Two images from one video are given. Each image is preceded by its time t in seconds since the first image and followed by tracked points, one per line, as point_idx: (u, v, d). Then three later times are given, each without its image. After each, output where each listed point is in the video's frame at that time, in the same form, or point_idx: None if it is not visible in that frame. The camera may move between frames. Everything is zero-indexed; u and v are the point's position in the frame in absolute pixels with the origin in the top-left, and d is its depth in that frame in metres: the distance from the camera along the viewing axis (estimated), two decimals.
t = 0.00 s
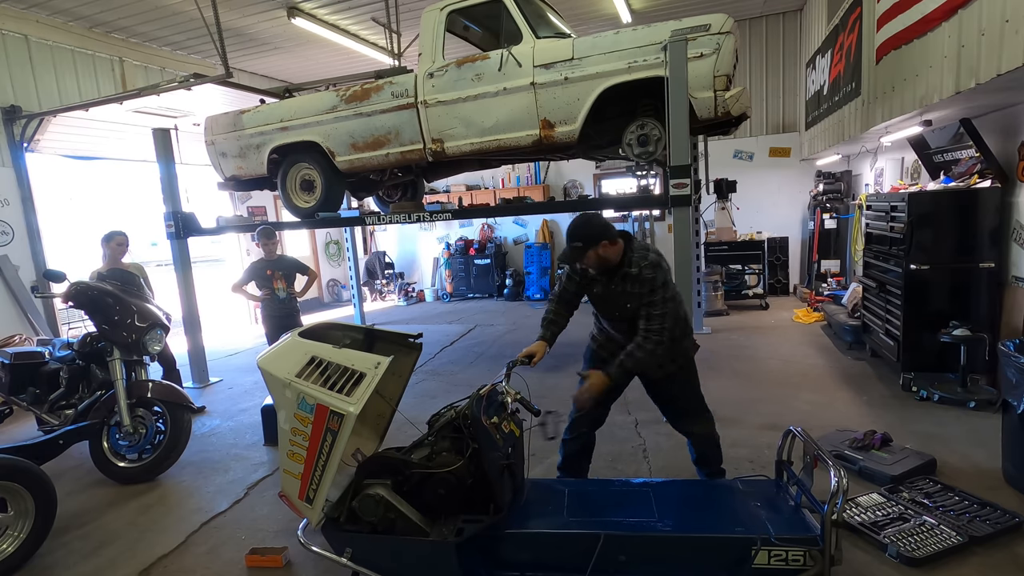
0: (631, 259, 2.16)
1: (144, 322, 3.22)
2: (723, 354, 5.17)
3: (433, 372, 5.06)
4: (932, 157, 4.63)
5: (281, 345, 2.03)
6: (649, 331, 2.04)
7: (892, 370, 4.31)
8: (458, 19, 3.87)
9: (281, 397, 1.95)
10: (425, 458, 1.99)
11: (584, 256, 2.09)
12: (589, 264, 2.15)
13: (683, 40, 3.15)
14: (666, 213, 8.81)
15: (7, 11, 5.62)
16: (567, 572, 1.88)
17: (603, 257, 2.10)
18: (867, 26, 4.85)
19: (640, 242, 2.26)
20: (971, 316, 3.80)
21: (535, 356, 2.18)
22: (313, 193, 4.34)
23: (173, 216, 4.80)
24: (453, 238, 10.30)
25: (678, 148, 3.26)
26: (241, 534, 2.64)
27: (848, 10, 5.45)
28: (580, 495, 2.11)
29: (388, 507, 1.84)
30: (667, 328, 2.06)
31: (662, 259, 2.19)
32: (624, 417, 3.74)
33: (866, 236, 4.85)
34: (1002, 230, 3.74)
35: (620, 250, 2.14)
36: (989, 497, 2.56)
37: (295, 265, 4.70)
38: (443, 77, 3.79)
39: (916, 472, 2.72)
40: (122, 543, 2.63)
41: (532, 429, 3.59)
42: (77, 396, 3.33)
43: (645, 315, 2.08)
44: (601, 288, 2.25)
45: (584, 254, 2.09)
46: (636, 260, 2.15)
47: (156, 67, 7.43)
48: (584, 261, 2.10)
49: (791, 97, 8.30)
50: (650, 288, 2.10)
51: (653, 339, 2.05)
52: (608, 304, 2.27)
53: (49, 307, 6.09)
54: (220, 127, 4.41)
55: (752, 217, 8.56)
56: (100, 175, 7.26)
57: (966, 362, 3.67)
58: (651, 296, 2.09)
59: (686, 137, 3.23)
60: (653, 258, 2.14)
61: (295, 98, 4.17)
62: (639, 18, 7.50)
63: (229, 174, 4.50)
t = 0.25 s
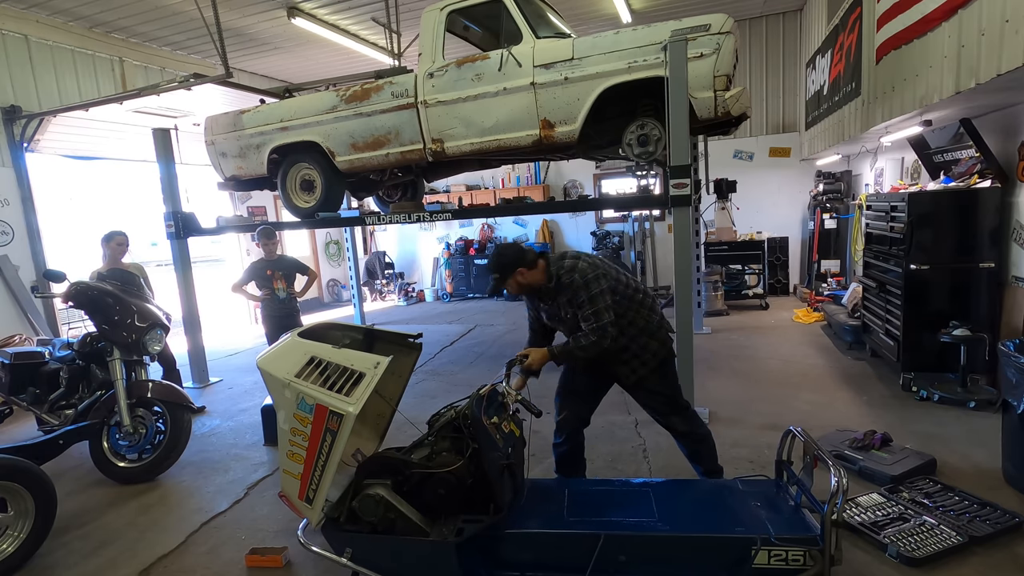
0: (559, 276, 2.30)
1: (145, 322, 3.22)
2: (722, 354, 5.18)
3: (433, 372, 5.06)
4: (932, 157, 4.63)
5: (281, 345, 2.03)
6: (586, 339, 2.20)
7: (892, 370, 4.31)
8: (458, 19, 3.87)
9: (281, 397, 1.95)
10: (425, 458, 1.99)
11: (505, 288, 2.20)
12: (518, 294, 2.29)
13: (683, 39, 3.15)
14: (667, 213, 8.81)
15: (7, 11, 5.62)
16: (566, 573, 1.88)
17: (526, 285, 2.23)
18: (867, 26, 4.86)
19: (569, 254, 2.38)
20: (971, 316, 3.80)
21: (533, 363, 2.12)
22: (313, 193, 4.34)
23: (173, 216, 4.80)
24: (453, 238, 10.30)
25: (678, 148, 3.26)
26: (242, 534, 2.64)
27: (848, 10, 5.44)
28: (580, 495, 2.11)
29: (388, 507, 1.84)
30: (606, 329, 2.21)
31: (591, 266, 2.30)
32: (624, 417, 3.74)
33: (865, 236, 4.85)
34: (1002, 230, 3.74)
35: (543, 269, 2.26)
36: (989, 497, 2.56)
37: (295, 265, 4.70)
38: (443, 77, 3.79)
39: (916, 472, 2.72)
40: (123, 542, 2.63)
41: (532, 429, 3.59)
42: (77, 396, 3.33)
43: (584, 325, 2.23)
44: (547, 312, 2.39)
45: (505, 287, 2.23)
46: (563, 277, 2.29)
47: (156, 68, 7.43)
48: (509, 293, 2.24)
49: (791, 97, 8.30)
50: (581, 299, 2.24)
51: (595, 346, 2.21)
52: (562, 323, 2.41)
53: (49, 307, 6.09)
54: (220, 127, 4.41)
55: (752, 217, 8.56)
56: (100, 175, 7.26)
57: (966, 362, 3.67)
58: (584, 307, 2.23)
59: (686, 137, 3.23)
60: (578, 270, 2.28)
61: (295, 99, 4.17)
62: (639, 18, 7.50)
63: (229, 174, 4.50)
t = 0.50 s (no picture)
0: (524, 306, 2.32)
1: (144, 322, 3.22)
2: (722, 354, 5.18)
3: (433, 372, 5.06)
4: (932, 157, 4.63)
5: (281, 345, 2.03)
6: (578, 335, 2.17)
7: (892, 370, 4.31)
8: (458, 19, 3.87)
9: (281, 397, 1.95)
10: (425, 458, 1.99)
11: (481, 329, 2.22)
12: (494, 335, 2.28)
13: (684, 39, 3.16)
14: (667, 212, 8.81)
15: (7, 11, 5.62)
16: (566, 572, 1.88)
17: (498, 322, 2.23)
18: (868, 26, 4.85)
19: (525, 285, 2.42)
20: (971, 316, 3.80)
21: (534, 362, 2.12)
22: (313, 193, 4.34)
23: (173, 216, 4.80)
24: (453, 238, 10.30)
25: (678, 148, 3.26)
26: (242, 534, 2.64)
27: (848, 10, 5.44)
28: (580, 495, 2.11)
29: (388, 507, 1.84)
30: (597, 318, 2.18)
31: (552, 281, 2.33)
32: (624, 417, 3.74)
33: (865, 236, 4.85)
34: (1002, 230, 3.74)
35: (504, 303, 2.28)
36: (989, 497, 2.56)
37: (295, 265, 4.70)
38: (443, 77, 3.79)
39: (916, 472, 2.72)
40: (123, 542, 2.63)
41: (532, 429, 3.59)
42: (77, 396, 3.33)
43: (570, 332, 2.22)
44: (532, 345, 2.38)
45: (477, 329, 2.23)
46: (529, 305, 2.31)
47: (156, 68, 7.43)
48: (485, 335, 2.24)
49: (791, 97, 8.30)
50: (557, 312, 2.26)
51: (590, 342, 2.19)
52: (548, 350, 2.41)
53: (49, 307, 6.09)
54: (220, 127, 4.41)
55: (752, 217, 8.56)
56: (100, 175, 7.26)
57: (966, 362, 3.67)
58: (563, 317, 2.24)
59: (686, 137, 3.24)
60: (540, 289, 2.30)
61: (295, 98, 4.17)
62: (639, 18, 7.50)
63: (229, 174, 4.50)
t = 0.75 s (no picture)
0: (512, 308, 2.31)
1: (144, 322, 3.22)
2: (722, 354, 5.18)
3: (433, 372, 5.06)
4: (932, 157, 4.63)
5: (282, 345, 2.03)
6: (573, 322, 2.19)
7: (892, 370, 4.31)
8: (458, 19, 3.87)
9: (281, 397, 1.95)
10: (425, 458, 1.99)
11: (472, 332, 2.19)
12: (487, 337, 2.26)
13: (683, 39, 3.16)
14: (667, 212, 8.81)
15: (7, 11, 5.62)
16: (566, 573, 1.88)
17: (490, 323, 2.21)
18: (868, 26, 4.85)
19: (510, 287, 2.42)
20: (972, 316, 3.80)
21: (535, 360, 2.09)
22: (313, 193, 4.34)
23: (173, 216, 4.81)
24: (453, 238, 10.30)
25: (678, 148, 3.27)
26: (242, 534, 2.64)
27: (848, 9, 5.44)
28: (580, 495, 2.10)
29: (388, 507, 1.84)
30: (586, 304, 2.22)
31: (538, 279, 2.34)
32: (624, 417, 3.74)
33: (865, 236, 4.85)
34: (1002, 230, 3.74)
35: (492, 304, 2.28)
36: (989, 497, 2.56)
37: (295, 265, 4.70)
38: (443, 77, 3.79)
39: (916, 472, 2.72)
40: (123, 542, 2.63)
41: (532, 429, 3.59)
42: (77, 396, 3.33)
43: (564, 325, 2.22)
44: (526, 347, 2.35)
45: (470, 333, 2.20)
46: (518, 306, 2.30)
47: (156, 67, 7.43)
48: (478, 338, 2.20)
49: (791, 97, 8.30)
50: (547, 308, 2.25)
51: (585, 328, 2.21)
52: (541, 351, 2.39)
53: (49, 307, 6.09)
54: (220, 127, 4.41)
55: (752, 217, 8.56)
56: (100, 175, 7.26)
57: (967, 362, 3.67)
58: (554, 312, 2.24)
59: (686, 137, 3.24)
60: (527, 288, 2.31)
61: (295, 98, 4.17)
62: (639, 18, 7.50)
63: (229, 174, 4.50)
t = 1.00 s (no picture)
0: (506, 297, 2.31)
1: (144, 322, 3.22)
2: (722, 354, 5.18)
3: (433, 372, 5.05)
4: (932, 157, 4.63)
5: (282, 345, 2.03)
6: (568, 318, 2.18)
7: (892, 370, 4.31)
8: (458, 19, 3.87)
9: (281, 397, 1.95)
10: (425, 458, 1.99)
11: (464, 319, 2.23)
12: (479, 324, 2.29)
13: (683, 39, 3.16)
14: (667, 213, 8.81)
15: (7, 11, 5.62)
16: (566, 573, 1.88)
17: (482, 310, 2.24)
18: (868, 26, 4.85)
19: (506, 276, 2.42)
20: (972, 316, 3.80)
21: (535, 360, 2.08)
22: (313, 193, 4.34)
23: (173, 216, 4.80)
24: (453, 238, 10.29)
25: (678, 148, 3.27)
26: (242, 534, 2.64)
27: (848, 10, 5.44)
28: (580, 495, 2.10)
29: (388, 507, 1.84)
30: (580, 299, 2.20)
31: (534, 271, 2.34)
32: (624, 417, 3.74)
33: (866, 236, 4.85)
34: (1002, 230, 3.74)
35: (486, 291, 2.30)
36: (989, 497, 2.56)
37: (295, 265, 4.70)
38: (443, 77, 3.79)
39: (916, 472, 2.72)
40: (123, 542, 2.63)
41: (532, 429, 3.59)
42: (77, 396, 3.33)
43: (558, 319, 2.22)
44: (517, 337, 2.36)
45: (463, 319, 2.24)
46: (511, 297, 2.31)
47: (156, 68, 7.43)
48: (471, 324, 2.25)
49: (791, 97, 8.30)
50: (540, 300, 2.25)
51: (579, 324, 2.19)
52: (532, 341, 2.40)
53: (49, 307, 6.09)
54: (220, 127, 4.41)
55: (752, 217, 8.56)
56: (100, 175, 7.25)
57: (966, 362, 3.67)
58: (547, 305, 2.25)
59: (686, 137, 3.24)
60: (522, 279, 2.30)
61: (295, 98, 4.17)
62: (639, 18, 7.50)
63: (229, 174, 4.50)
